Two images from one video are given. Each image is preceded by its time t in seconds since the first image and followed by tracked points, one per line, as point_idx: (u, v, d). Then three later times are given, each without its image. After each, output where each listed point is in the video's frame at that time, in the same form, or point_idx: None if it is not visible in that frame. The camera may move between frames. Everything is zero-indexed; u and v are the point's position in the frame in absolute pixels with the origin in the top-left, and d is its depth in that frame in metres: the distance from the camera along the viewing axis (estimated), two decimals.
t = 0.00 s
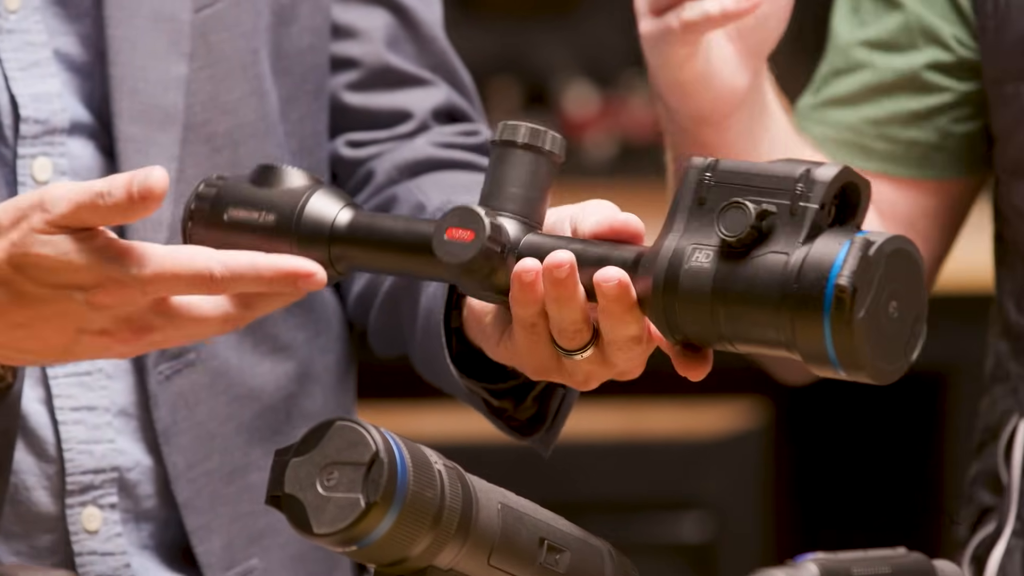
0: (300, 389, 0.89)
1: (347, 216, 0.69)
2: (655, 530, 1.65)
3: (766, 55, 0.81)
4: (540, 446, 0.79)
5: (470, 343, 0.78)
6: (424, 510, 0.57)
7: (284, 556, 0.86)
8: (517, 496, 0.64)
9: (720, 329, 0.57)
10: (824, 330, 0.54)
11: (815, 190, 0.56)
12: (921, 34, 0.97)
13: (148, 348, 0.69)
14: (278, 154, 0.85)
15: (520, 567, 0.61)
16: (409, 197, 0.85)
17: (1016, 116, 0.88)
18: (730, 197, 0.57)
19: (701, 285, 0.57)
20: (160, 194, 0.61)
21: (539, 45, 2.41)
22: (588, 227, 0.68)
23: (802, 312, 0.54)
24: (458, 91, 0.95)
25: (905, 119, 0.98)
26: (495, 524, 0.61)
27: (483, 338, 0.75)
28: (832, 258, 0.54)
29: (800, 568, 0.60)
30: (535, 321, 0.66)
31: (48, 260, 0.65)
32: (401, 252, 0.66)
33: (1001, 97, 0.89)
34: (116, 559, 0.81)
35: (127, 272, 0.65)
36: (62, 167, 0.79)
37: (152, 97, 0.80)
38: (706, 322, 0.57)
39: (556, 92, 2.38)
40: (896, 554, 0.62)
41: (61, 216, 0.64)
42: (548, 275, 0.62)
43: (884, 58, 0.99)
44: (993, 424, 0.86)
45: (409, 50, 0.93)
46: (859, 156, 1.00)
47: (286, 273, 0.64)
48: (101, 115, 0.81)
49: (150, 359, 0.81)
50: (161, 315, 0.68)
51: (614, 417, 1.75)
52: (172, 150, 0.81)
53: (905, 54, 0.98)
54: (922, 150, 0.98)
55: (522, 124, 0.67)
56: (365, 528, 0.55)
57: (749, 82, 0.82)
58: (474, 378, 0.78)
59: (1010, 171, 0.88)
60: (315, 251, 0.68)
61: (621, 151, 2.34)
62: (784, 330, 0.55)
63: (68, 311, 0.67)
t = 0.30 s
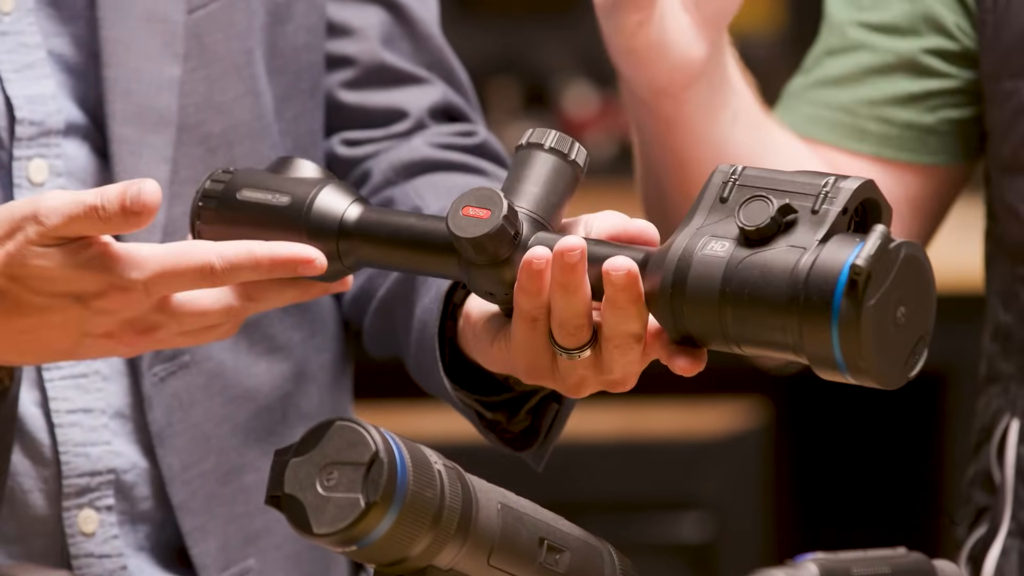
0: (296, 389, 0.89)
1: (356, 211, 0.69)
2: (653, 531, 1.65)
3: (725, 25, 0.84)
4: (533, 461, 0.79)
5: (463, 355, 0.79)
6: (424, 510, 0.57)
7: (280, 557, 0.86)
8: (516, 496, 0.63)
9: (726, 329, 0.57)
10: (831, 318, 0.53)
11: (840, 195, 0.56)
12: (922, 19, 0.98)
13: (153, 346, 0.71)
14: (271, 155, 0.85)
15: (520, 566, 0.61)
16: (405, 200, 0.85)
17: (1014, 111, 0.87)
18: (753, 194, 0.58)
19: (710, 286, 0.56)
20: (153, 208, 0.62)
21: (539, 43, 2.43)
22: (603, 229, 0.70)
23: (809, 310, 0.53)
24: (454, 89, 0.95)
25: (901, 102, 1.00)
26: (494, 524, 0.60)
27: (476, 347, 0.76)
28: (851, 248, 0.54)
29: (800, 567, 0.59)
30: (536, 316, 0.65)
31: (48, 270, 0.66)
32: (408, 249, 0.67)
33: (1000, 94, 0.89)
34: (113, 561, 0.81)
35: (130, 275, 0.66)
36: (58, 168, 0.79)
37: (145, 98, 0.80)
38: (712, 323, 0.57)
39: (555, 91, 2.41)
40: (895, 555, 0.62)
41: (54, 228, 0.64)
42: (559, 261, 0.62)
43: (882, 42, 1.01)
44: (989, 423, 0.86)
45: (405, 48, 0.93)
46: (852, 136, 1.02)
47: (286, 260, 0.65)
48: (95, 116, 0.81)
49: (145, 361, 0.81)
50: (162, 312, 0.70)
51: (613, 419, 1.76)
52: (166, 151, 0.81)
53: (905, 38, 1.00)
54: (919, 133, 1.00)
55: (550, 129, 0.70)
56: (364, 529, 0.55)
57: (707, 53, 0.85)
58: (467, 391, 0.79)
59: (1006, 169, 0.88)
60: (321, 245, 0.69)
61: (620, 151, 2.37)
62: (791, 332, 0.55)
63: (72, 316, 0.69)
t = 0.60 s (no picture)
0: (296, 390, 0.89)
1: (358, 209, 0.70)
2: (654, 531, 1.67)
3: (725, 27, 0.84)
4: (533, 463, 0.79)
5: (462, 356, 0.80)
6: (422, 512, 0.57)
7: (281, 558, 0.86)
8: (514, 497, 0.63)
9: (727, 333, 0.57)
10: (833, 325, 0.53)
11: (843, 199, 0.56)
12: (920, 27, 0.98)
13: (154, 343, 0.71)
14: (270, 156, 0.85)
15: (518, 567, 0.61)
16: (404, 201, 0.85)
17: (1012, 117, 0.88)
18: (756, 198, 0.58)
19: (710, 289, 0.56)
20: (156, 197, 0.62)
21: (538, 48, 2.54)
22: (605, 230, 0.70)
23: (810, 313, 0.53)
24: (452, 89, 0.96)
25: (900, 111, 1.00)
26: (493, 525, 0.60)
27: (475, 348, 0.76)
28: (853, 254, 0.53)
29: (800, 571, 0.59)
30: (537, 317, 0.65)
31: (50, 266, 0.66)
32: (410, 247, 0.67)
33: (999, 99, 0.89)
34: (114, 563, 0.80)
35: (132, 270, 0.66)
36: (58, 171, 0.79)
37: (145, 100, 0.80)
38: (713, 326, 0.57)
39: (553, 95, 2.51)
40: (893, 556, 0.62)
41: (56, 223, 0.64)
42: (560, 261, 0.62)
43: (880, 50, 1.01)
44: (989, 427, 0.86)
45: (402, 48, 0.93)
46: (851, 145, 1.02)
47: (288, 257, 0.65)
48: (95, 118, 0.81)
49: (146, 362, 0.81)
50: (164, 308, 0.70)
51: (613, 419, 1.77)
52: (167, 152, 0.81)
53: (903, 46, 1.00)
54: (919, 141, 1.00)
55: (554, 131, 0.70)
56: (363, 530, 0.55)
57: (707, 58, 0.86)
58: (466, 393, 0.79)
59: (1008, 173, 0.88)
60: (324, 243, 0.69)
61: (619, 152, 2.38)
62: (792, 336, 0.54)
63: (76, 312, 0.69)
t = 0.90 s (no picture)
0: (295, 392, 0.89)
1: (360, 210, 0.70)
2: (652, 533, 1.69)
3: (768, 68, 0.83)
4: (533, 464, 0.79)
5: (463, 356, 0.79)
6: (421, 512, 0.57)
7: (280, 559, 0.85)
8: (513, 498, 0.63)
9: (728, 333, 0.56)
10: (833, 324, 0.53)
11: (845, 198, 0.56)
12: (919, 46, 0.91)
13: (155, 344, 0.71)
14: (270, 157, 0.85)
15: (517, 568, 0.61)
16: (404, 202, 0.85)
17: (1016, 121, 0.85)
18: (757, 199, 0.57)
19: (711, 289, 0.56)
20: (159, 196, 0.62)
21: (538, 49, 2.60)
22: (607, 231, 0.70)
23: (811, 311, 0.53)
24: (452, 91, 0.96)
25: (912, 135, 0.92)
26: (492, 527, 0.60)
27: (477, 349, 0.76)
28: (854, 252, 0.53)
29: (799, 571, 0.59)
30: (539, 317, 0.65)
31: (52, 266, 0.66)
32: (411, 248, 0.67)
33: (1000, 104, 0.86)
34: (113, 565, 0.80)
35: (133, 271, 0.66)
36: (58, 172, 0.79)
37: (145, 101, 0.80)
38: (715, 326, 0.57)
39: (552, 93, 2.58)
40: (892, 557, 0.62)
41: (58, 223, 0.64)
42: (561, 260, 0.62)
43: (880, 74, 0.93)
44: (989, 430, 0.86)
45: (401, 50, 0.93)
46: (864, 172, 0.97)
47: (289, 257, 0.65)
48: (94, 119, 0.82)
49: (146, 364, 0.81)
50: (164, 309, 0.70)
51: (612, 417, 1.76)
52: (167, 154, 0.81)
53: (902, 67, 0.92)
54: (933, 165, 0.92)
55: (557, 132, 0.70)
56: (362, 531, 0.55)
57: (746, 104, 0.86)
58: (467, 393, 0.79)
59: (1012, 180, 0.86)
60: (325, 244, 0.69)
61: (618, 153, 2.42)
62: (794, 335, 0.54)
63: (76, 314, 0.69)
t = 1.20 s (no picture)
0: (293, 391, 0.89)
1: (358, 208, 0.69)
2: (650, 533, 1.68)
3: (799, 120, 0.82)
4: (533, 461, 0.79)
5: (459, 354, 0.80)
6: (419, 513, 0.57)
7: (279, 559, 0.85)
8: (511, 500, 0.63)
9: (723, 333, 0.55)
10: (827, 326, 0.50)
11: (841, 200, 0.54)
12: (941, 64, 0.88)
13: (154, 345, 0.72)
14: (270, 157, 0.85)
15: (514, 569, 0.60)
16: (402, 200, 0.85)
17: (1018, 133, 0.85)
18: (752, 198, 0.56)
19: (706, 289, 0.55)
20: (156, 198, 0.61)
21: (536, 50, 2.62)
22: (604, 230, 0.70)
23: (806, 312, 0.51)
24: (451, 90, 0.96)
25: (949, 154, 0.89)
26: (490, 527, 0.60)
27: (474, 347, 0.76)
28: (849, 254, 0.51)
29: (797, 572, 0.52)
30: (535, 316, 0.66)
31: (49, 270, 0.66)
32: (408, 246, 0.67)
33: (1005, 115, 0.86)
34: (111, 565, 0.80)
35: (131, 272, 0.66)
36: (57, 172, 0.79)
37: (145, 101, 0.81)
38: (710, 326, 0.56)
39: (549, 93, 2.59)
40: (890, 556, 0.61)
41: (55, 225, 0.64)
42: (556, 258, 0.61)
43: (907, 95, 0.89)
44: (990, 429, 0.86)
45: (400, 49, 0.93)
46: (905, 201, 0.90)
47: (287, 257, 0.64)
48: (94, 119, 0.82)
49: (146, 363, 0.81)
50: (163, 309, 0.70)
51: (611, 420, 1.81)
52: (167, 154, 0.81)
53: (927, 89, 0.88)
54: (967, 186, 0.89)
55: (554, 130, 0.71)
56: (359, 532, 0.54)
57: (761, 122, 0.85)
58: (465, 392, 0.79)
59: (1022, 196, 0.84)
60: (324, 242, 0.69)
61: (616, 155, 2.40)
62: (788, 337, 0.53)
63: (74, 316, 0.69)
